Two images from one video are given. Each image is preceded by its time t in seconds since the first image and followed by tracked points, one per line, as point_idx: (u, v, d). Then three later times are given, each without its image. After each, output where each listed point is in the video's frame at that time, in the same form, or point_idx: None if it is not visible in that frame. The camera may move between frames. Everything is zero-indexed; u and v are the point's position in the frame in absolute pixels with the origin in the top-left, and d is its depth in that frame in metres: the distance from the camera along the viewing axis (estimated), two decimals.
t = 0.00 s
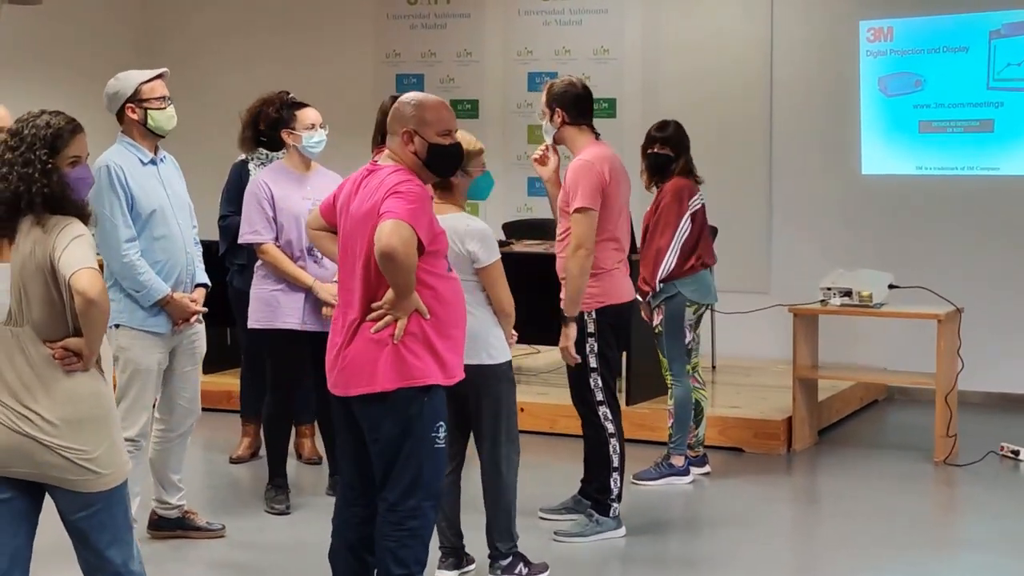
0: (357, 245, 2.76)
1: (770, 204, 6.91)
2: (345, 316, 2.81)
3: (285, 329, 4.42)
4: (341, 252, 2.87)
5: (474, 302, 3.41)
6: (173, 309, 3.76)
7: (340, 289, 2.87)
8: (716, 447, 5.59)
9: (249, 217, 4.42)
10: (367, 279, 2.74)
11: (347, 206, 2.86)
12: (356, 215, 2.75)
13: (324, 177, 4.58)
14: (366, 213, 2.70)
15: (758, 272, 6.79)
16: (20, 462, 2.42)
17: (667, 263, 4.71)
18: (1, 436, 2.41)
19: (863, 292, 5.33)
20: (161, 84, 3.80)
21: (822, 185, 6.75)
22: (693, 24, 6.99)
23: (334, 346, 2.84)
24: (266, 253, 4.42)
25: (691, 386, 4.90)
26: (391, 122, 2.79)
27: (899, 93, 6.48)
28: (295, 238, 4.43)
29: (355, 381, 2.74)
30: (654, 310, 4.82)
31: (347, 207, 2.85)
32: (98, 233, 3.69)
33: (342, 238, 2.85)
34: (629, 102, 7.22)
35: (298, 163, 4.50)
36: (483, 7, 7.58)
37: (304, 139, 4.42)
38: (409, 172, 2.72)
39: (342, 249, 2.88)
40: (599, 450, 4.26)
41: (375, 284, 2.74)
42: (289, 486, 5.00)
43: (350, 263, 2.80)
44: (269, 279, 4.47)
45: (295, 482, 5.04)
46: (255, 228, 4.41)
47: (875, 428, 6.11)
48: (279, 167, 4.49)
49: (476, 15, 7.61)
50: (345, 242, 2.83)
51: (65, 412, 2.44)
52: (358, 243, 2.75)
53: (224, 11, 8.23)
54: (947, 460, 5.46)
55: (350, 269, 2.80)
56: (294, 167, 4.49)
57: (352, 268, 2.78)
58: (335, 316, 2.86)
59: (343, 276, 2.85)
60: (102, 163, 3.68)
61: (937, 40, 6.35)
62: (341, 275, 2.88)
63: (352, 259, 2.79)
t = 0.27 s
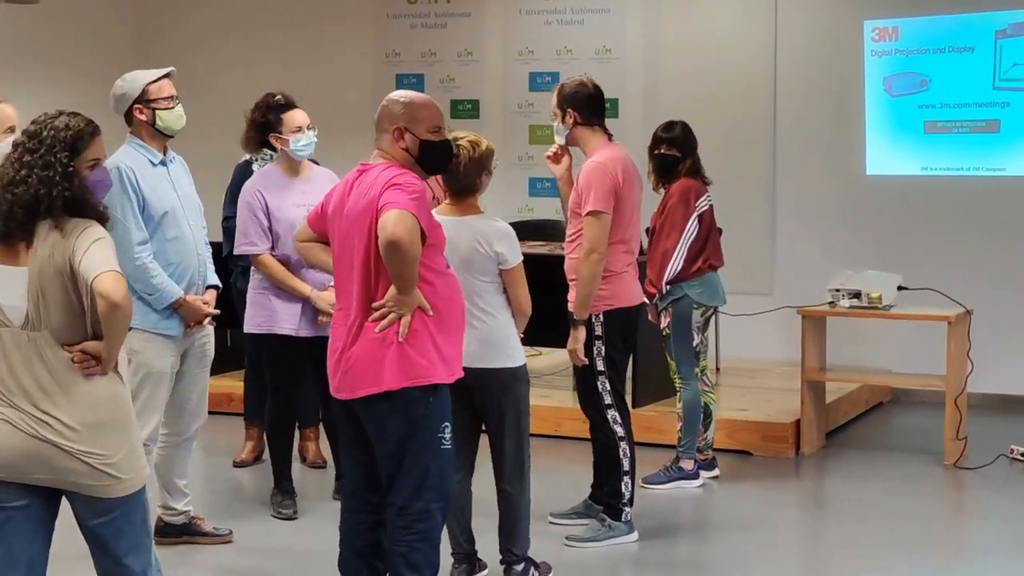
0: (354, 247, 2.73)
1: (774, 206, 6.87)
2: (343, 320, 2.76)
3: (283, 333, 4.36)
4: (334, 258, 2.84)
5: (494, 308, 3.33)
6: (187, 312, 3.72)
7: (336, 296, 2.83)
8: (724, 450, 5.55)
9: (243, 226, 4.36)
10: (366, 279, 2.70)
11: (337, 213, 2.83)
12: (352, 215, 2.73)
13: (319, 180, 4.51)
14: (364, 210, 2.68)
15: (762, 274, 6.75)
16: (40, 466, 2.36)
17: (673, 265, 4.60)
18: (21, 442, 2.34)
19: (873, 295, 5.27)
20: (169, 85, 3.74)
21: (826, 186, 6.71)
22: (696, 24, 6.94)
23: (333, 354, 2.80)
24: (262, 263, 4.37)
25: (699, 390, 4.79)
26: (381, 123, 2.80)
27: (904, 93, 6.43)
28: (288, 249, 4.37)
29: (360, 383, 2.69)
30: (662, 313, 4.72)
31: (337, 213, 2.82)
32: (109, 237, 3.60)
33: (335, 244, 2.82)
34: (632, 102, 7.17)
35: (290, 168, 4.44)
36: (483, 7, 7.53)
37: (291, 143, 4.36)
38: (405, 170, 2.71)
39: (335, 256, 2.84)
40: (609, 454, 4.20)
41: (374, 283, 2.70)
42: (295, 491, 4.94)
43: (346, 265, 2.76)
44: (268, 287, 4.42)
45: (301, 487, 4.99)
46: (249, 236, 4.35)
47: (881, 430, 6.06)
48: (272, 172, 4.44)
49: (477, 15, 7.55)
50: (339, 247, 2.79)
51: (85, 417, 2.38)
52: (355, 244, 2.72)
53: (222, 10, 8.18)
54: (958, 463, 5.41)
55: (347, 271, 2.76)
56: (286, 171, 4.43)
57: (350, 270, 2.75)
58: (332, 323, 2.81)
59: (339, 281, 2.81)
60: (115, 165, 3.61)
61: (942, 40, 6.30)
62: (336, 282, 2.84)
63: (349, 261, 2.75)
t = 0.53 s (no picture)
0: (358, 247, 2.66)
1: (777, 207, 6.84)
2: (349, 324, 2.68)
3: (281, 339, 4.29)
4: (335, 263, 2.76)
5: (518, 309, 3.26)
6: (200, 313, 3.67)
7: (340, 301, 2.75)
8: (731, 452, 5.51)
9: (239, 240, 4.20)
10: (372, 279, 2.63)
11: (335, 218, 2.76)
12: (354, 216, 2.65)
13: (307, 184, 4.37)
14: (367, 210, 2.61)
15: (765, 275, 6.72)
16: (71, 470, 2.33)
17: (687, 267, 4.56)
18: (48, 446, 2.32)
19: (881, 296, 5.21)
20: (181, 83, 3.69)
21: (829, 186, 6.67)
22: (698, 23, 6.90)
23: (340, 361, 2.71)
24: (261, 274, 4.24)
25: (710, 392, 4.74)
26: (380, 123, 2.74)
27: (909, 93, 6.39)
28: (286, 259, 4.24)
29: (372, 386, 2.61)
30: (673, 314, 4.68)
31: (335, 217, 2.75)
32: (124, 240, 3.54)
33: (335, 248, 2.74)
34: (633, 101, 7.13)
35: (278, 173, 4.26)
36: (483, 7, 7.48)
37: (280, 149, 4.15)
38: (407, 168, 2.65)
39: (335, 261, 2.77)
40: (617, 457, 4.14)
41: (381, 284, 2.63)
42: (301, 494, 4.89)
43: (350, 268, 2.69)
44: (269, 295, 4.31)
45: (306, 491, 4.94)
46: (248, 251, 4.19)
47: (886, 432, 6.02)
48: (261, 180, 4.26)
49: (477, 14, 7.51)
50: (340, 250, 2.72)
51: (114, 419, 2.35)
52: (360, 244, 2.64)
53: (219, 9, 8.13)
54: (968, 466, 5.36)
55: (351, 274, 2.68)
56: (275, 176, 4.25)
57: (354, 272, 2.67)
58: (338, 329, 2.73)
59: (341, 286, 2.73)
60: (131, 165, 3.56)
61: (946, 40, 6.27)
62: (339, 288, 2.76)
63: (352, 263, 2.67)
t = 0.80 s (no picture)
0: (374, 248, 2.60)
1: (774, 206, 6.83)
2: (366, 327, 2.63)
3: (280, 341, 4.20)
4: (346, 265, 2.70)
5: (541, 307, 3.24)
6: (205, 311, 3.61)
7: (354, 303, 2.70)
8: (734, 454, 5.49)
9: (235, 243, 4.08)
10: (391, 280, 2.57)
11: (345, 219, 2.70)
12: (369, 216, 2.60)
13: (307, 186, 4.23)
14: (385, 210, 2.56)
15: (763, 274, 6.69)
16: (101, 473, 2.30)
17: (698, 267, 4.54)
18: (79, 449, 2.29)
19: (885, 296, 5.19)
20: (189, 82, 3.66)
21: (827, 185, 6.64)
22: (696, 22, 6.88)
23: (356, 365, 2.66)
24: (259, 279, 4.12)
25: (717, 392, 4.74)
26: (390, 123, 2.68)
27: (908, 92, 6.38)
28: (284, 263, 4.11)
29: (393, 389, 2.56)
30: (682, 316, 4.67)
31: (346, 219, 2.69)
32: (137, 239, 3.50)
33: (346, 250, 2.69)
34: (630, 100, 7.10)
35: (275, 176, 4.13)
36: (479, 6, 7.45)
37: (278, 151, 4.01)
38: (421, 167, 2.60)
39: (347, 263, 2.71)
40: (622, 460, 4.05)
41: (400, 284, 2.58)
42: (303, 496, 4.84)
43: (365, 269, 2.63)
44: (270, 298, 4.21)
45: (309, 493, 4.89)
46: (243, 254, 4.08)
47: (887, 432, 6.00)
48: (258, 184, 4.13)
49: (472, 13, 7.47)
50: (353, 252, 2.66)
51: (145, 419, 2.33)
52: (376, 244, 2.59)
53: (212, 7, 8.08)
54: (972, 466, 5.33)
55: (367, 276, 2.63)
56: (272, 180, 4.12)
57: (370, 273, 2.61)
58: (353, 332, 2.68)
59: (355, 288, 2.67)
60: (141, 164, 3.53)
61: (946, 39, 6.25)
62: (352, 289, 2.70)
63: (367, 264, 2.62)
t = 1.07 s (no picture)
0: (402, 252, 2.55)
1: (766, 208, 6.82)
2: (392, 331, 2.58)
3: (280, 342, 4.13)
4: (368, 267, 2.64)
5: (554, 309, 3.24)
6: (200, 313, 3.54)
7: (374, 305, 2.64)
8: (730, 456, 5.47)
9: (234, 243, 4.03)
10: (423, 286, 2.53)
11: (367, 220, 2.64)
12: (399, 221, 2.54)
13: (311, 181, 4.16)
14: (418, 215, 2.51)
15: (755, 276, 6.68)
16: (124, 478, 2.28)
17: (699, 268, 4.52)
18: (101, 455, 2.26)
19: (882, 297, 5.17)
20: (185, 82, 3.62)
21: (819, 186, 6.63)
22: (688, 22, 6.86)
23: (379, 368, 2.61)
24: (259, 279, 4.08)
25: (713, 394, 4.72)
26: (417, 124, 2.62)
27: (901, 92, 6.38)
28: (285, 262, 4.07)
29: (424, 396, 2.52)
30: (681, 317, 4.65)
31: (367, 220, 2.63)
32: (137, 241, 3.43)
33: (368, 252, 2.63)
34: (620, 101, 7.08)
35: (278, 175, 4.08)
36: (468, 6, 7.42)
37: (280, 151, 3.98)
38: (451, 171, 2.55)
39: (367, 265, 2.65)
40: (624, 464, 4.00)
41: (432, 291, 2.53)
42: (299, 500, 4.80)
43: (391, 274, 2.58)
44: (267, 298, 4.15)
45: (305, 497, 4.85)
46: (243, 254, 4.03)
47: (881, 434, 5.98)
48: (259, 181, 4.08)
49: (461, 13, 7.44)
50: (377, 255, 2.60)
51: (166, 422, 2.31)
52: (407, 249, 2.54)
53: (198, 7, 8.03)
54: (970, 467, 5.31)
55: (393, 280, 2.57)
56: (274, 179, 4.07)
57: (398, 278, 2.56)
58: (374, 334, 2.63)
59: (378, 291, 2.62)
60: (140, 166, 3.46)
61: (940, 39, 6.25)
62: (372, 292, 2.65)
63: (395, 269, 2.57)
